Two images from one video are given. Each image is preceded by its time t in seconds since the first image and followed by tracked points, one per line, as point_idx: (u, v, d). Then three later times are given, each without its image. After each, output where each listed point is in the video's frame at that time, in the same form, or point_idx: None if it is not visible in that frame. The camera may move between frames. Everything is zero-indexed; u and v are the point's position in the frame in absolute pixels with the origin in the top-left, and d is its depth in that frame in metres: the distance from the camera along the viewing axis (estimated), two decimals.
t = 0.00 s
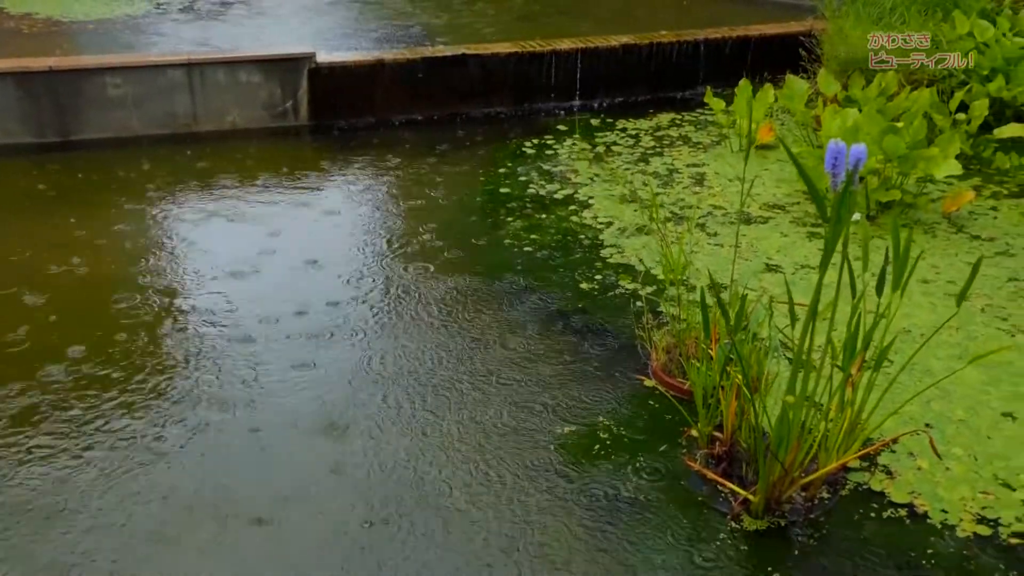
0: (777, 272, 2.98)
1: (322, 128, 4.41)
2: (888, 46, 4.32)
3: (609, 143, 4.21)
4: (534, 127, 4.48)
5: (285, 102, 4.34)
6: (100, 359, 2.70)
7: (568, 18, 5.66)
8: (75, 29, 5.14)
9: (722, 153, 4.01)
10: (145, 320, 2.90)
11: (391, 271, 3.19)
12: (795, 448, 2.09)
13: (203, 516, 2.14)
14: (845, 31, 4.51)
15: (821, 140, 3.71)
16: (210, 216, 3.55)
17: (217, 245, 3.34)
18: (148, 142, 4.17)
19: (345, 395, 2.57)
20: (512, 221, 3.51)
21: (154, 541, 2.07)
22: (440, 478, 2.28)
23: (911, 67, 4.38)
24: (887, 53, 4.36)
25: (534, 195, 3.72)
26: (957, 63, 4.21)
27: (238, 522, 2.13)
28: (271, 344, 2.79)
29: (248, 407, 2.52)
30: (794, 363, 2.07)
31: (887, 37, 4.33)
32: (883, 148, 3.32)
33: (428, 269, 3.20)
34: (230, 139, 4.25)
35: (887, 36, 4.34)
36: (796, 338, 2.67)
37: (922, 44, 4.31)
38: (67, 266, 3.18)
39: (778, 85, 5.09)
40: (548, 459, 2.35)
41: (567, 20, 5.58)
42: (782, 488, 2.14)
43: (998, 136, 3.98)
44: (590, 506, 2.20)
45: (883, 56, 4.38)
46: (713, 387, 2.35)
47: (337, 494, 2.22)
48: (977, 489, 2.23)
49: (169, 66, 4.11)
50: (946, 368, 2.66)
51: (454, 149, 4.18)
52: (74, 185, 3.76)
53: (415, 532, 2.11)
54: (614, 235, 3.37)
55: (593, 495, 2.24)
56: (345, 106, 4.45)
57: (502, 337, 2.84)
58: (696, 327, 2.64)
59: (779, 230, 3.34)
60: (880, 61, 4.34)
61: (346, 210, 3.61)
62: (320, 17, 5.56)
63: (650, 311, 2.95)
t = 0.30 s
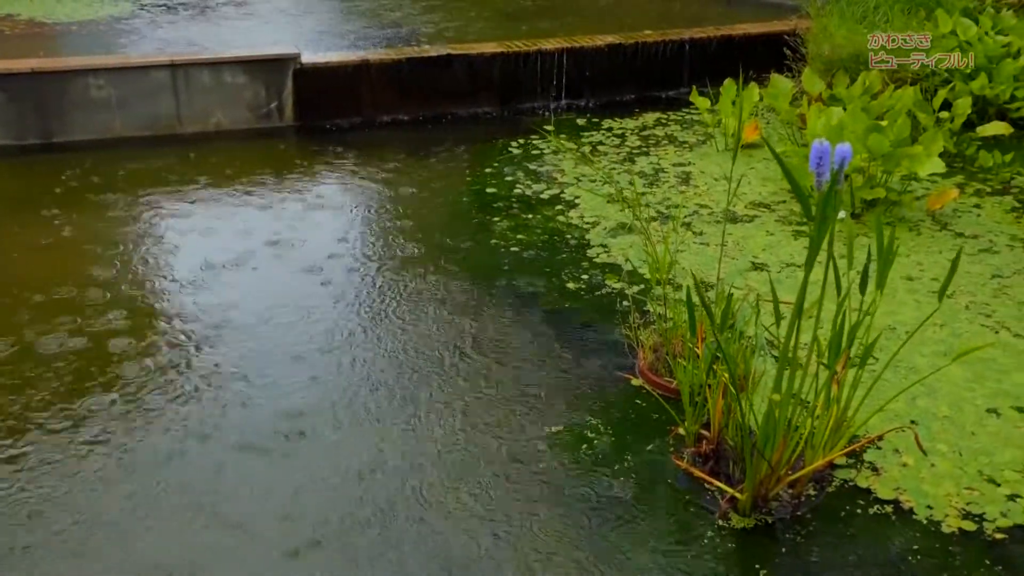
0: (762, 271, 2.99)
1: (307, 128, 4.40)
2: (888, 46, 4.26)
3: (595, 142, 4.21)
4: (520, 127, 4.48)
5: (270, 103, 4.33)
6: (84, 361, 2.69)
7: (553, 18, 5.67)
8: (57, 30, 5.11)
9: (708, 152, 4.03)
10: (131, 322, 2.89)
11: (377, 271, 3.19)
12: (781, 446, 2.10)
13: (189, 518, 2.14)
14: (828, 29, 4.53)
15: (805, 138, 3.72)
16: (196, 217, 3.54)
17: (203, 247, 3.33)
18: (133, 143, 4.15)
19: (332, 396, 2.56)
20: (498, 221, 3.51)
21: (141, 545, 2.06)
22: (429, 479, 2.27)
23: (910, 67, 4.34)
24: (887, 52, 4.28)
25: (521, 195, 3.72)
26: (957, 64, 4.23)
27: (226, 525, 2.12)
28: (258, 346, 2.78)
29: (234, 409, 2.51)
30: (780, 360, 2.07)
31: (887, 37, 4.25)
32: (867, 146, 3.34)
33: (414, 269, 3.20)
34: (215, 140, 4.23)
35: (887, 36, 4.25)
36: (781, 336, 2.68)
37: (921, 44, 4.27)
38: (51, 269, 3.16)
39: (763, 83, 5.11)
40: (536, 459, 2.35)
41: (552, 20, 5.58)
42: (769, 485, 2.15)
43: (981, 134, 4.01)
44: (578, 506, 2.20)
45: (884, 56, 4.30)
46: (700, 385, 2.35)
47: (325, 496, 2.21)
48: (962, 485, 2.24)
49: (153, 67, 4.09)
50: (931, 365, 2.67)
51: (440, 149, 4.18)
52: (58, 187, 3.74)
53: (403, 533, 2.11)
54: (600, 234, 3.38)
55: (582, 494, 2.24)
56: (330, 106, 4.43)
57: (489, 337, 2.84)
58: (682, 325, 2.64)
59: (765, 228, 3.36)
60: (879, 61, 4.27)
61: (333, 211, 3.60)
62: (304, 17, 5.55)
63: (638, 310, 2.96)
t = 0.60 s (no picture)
0: (749, 269, 3.00)
1: (295, 129, 4.39)
2: (889, 46, 4.30)
3: (583, 142, 4.22)
4: (508, 127, 4.48)
5: (257, 103, 4.32)
6: (69, 363, 2.67)
7: (541, 17, 5.67)
8: (42, 31, 5.08)
9: (695, 151, 4.04)
10: (117, 323, 2.87)
11: (365, 271, 3.18)
12: (769, 444, 2.10)
13: (176, 521, 2.13)
14: (812, 29, 4.57)
15: (792, 137, 3.74)
16: (184, 219, 3.53)
17: (191, 248, 3.32)
18: (119, 145, 4.14)
19: (320, 397, 2.56)
20: (486, 221, 3.51)
21: (128, 548, 2.05)
22: (418, 480, 2.27)
23: (912, 68, 4.35)
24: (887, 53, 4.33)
25: (509, 194, 3.72)
26: (959, 63, 4.26)
27: (213, 528, 2.11)
28: (246, 347, 2.77)
29: (221, 410, 2.50)
30: (768, 358, 2.07)
31: (887, 37, 4.32)
32: (853, 144, 3.35)
33: (402, 269, 3.20)
34: (201, 141, 4.22)
35: (887, 36, 4.32)
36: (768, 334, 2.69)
37: (921, 44, 4.31)
38: (37, 270, 3.14)
39: (750, 83, 5.13)
40: (525, 458, 2.35)
41: (539, 20, 5.59)
42: (757, 484, 2.16)
43: (966, 133, 4.04)
44: (567, 505, 2.20)
45: (885, 57, 4.34)
46: (688, 384, 2.35)
47: (313, 497, 2.21)
48: (949, 481, 2.25)
49: (139, 68, 4.08)
50: (918, 362, 2.69)
51: (428, 150, 4.17)
52: (42, 189, 3.71)
53: (391, 534, 2.10)
54: (588, 233, 3.38)
55: (571, 494, 2.24)
56: (317, 107, 4.43)
57: (478, 337, 2.84)
58: (669, 324, 2.64)
59: (752, 227, 3.37)
60: (880, 61, 4.32)
61: (321, 212, 3.59)
62: (291, 18, 5.54)
63: (625, 310, 2.96)
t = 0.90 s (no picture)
0: (740, 269, 3.01)
1: (286, 129, 4.39)
2: (889, 46, 4.31)
3: (575, 142, 4.22)
4: (500, 127, 4.48)
5: (247, 104, 4.31)
6: (59, 365, 2.66)
7: (532, 18, 5.67)
8: (30, 32, 5.06)
9: (686, 151, 4.05)
10: (107, 325, 2.86)
11: (356, 272, 3.18)
12: (761, 443, 2.10)
13: (167, 522, 2.12)
14: (802, 29, 4.58)
15: (782, 136, 3.75)
16: (175, 220, 3.51)
17: (182, 250, 3.31)
18: (109, 146, 4.12)
19: (312, 398, 2.55)
20: (478, 221, 3.51)
21: (119, 549, 2.05)
22: (410, 480, 2.27)
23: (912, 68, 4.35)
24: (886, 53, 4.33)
25: (500, 195, 3.72)
26: (958, 63, 4.26)
27: (205, 529, 2.11)
28: (237, 349, 2.76)
29: (212, 412, 2.50)
30: (759, 357, 2.07)
31: (887, 37, 4.32)
32: (844, 144, 3.37)
33: (394, 269, 3.19)
34: (191, 142, 4.21)
35: (887, 36, 4.32)
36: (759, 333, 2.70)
37: (921, 44, 4.29)
38: (27, 272, 3.13)
39: (741, 82, 5.14)
40: (517, 458, 2.35)
41: (530, 20, 5.59)
42: (749, 482, 2.16)
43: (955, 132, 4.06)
44: (560, 504, 2.21)
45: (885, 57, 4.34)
46: (680, 383, 2.35)
47: (305, 498, 2.20)
48: (940, 479, 2.26)
49: (129, 69, 4.06)
50: (908, 361, 2.69)
51: (420, 150, 4.17)
52: (32, 191, 3.70)
53: (384, 534, 2.10)
54: (579, 233, 3.39)
55: (563, 493, 2.24)
56: (308, 108, 4.42)
57: (469, 337, 2.84)
58: (661, 324, 2.65)
59: (743, 226, 3.38)
60: (880, 61, 4.32)
61: (312, 212, 3.59)
62: (281, 18, 5.52)
63: (617, 309, 2.96)
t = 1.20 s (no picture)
0: (734, 268, 3.01)
1: (280, 130, 4.38)
2: (888, 46, 4.33)
3: (569, 142, 4.22)
4: (494, 127, 4.48)
5: (241, 104, 4.30)
6: (53, 366, 2.66)
7: (526, 18, 5.67)
8: (23, 33, 5.05)
9: (680, 151, 4.05)
10: (101, 326, 2.86)
11: (350, 272, 3.17)
12: (756, 442, 2.10)
13: (162, 524, 2.11)
14: (796, 29, 4.60)
15: (776, 136, 3.76)
16: (169, 221, 3.51)
17: (175, 251, 3.30)
18: (102, 147, 4.12)
19: (306, 399, 2.55)
20: (472, 221, 3.51)
21: (114, 550, 2.04)
22: (405, 480, 2.27)
23: (911, 68, 4.37)
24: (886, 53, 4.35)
25: (494, 195, 3.73)
26: (958, 63, 4.29)
27: (199, 529, 2.10)
28: (231, 350, 2.76)
29: (206, 413, 2.49)
30: (753, 356, 2.07)
31: (887, 37, 4.34)
32: (837, 143, 3.38)
33: (388, 270, 3.19)
34: (184, 143, 4.20)
35: (886, 36, 4.35)
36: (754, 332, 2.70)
37: (922, 44, 4.33)
38: (20, 273, 3.12)
39: (735, 82, 5.15)
40: (511, 459, 2.35)
41: (524, 20, 5.59)
42: (743, 482, 2.16)
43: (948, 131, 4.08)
44: (555, 505, 2.20)
45: (886, 57, 4.36)
46: (674, 382, 2.35)
47: (301, 497, 2.21)
48: (934, 477, 2.26)
49: (122, 70, 4.06)
50: (902, 359, 2.70)
51: (415, 150, 4.17)
52: (23, 192, 3.69)
53: (379, 534, 2.10)
54: (574, 233, 3.39)
55: (558, 493, 2.24)
56: (302, 108, 4.42)
57: (464, 337, 2.84)
58: (655, 323, 2.65)
59: (737, 225, 3.38)
60: (880, 61, 4.34)
61: (306, 213, 3.58)
62: (275, 19, 5.52)
63: (611, 309, 2.97)
